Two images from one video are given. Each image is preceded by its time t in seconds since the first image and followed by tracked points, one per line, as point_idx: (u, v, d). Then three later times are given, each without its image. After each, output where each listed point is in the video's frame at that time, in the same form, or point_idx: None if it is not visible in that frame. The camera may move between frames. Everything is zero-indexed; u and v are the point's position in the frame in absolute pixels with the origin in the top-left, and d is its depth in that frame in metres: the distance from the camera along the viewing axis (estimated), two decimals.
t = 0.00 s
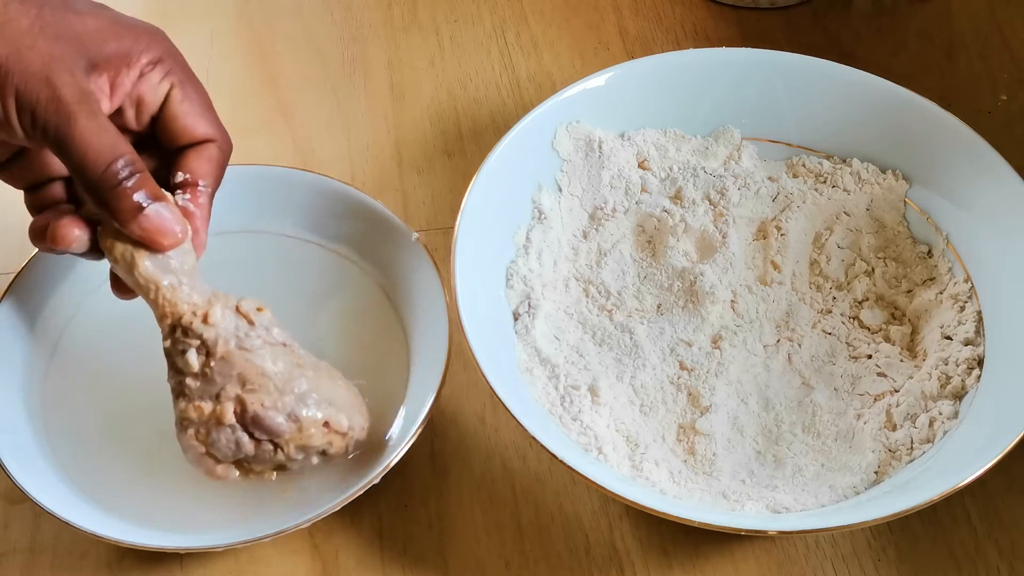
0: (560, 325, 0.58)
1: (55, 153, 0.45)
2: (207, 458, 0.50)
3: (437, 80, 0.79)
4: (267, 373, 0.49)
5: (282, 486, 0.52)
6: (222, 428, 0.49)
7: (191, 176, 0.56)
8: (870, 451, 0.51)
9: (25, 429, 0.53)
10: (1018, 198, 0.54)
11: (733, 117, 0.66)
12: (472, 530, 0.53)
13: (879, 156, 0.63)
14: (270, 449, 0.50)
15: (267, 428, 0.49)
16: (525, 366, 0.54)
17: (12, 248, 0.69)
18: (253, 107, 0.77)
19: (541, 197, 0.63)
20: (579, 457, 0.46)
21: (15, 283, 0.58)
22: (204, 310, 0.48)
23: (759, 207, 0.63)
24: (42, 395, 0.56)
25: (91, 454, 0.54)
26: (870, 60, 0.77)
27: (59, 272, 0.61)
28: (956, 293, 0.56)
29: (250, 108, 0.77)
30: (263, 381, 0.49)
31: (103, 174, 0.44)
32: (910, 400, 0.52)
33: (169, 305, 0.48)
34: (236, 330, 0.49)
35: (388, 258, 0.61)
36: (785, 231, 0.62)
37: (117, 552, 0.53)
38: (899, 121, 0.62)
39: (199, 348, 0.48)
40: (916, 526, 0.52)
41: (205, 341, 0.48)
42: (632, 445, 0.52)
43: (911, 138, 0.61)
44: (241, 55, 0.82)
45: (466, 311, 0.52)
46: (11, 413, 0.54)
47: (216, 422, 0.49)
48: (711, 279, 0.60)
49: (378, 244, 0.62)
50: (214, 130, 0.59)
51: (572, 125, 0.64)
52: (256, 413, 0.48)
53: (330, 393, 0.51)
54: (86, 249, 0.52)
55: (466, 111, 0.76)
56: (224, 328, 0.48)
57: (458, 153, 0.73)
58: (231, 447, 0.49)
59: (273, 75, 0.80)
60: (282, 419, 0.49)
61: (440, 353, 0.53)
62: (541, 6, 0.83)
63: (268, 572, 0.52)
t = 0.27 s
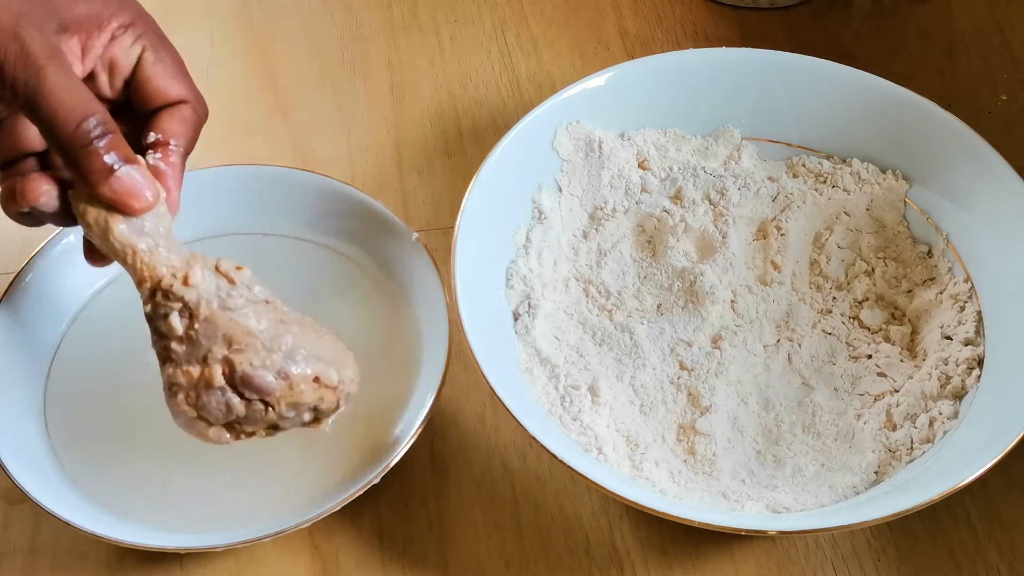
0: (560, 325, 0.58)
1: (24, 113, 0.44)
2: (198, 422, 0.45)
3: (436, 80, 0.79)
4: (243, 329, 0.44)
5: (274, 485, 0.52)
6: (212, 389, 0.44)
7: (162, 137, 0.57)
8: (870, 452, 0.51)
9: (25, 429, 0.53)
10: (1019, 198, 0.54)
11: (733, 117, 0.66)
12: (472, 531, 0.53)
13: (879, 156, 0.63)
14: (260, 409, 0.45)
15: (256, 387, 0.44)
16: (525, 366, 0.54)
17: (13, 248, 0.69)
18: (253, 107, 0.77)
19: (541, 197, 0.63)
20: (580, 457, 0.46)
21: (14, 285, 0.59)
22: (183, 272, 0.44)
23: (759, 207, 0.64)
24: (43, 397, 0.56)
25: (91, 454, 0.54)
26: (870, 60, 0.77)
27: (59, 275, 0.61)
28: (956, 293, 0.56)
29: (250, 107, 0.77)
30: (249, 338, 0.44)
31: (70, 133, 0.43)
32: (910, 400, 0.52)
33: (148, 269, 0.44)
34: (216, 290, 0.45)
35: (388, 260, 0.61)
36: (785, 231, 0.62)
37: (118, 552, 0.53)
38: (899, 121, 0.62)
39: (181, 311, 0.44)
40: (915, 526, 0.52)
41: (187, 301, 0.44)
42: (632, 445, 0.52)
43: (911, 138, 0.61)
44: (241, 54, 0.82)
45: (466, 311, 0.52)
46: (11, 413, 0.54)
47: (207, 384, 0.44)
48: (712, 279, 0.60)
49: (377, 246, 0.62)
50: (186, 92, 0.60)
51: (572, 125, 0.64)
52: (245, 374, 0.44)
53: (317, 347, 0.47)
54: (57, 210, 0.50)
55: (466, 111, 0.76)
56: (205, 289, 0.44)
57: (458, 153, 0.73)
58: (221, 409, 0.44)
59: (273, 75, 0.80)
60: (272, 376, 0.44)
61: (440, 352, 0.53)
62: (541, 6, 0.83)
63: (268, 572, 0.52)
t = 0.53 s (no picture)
0: (561, 325, 0.58)
1: None
2: (119, 276, 0.35)
3: (436, 80, 0.79)
4: (208, 219, 0.33)
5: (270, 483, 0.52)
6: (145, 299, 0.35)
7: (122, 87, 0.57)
8: (870, 452, 0.51)
9: (25, 429, 0.53)
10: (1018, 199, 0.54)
11: (733, 117, 0.66)
12: (472, 531, 0.53)
13: (879, 156, 0.63)
14: (183, 250, 0.33)
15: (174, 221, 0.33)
16: (525, 365, 0.54)
17: (13, 248, 0.69)
18: (254, 107, 0.77)
19: (541, 196, 0.63)
20: (579, 457, 0.46)
21: (14, 284, 0.59)
22: (84, 109, 0.35)
23: (759, 207, 0.64)
24: (43, 398, 0.56)
25: (91, 454, 0.54)
26: (870, 61, 0.77)
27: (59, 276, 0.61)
28: (956, 293, 0.56)
29: (250, 107, 0.77)
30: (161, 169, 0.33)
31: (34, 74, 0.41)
32: (910, 400, 0.52)
33: (40, 109, 0.36)
34: (121, 122, 0.35)
35: (387, 259, 0.61)
36: (785, 231, 0.62)
37: (118, 552, 0.53)
38: (899, 121, 0.62)
39: (83, 156, 0.34)
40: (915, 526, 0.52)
41: (136, 189, 0.33)
42: (632, 445, 0.52)
43: (911, 138, 0.61)
44: (241, 54, 0.82)
45: (466, 311, 0.52)
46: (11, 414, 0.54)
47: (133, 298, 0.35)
48: (711, 279, 0.60)
49: (377, 245, 0.62)
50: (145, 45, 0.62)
51: (572, 125, 0.64)
52: (157, 203, 0.33)
53: (247, 175, 0.36)
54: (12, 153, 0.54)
55: (466, 111, 0.76)
56: (105, 126, 0.35)
57: (458, 153, 0.73)
58: (138, 252, 0.33)
59: (273, 75, 0.80)
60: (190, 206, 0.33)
61: (440, 352, 0.53)
62: (541, 6, 0.84)
63: (268, 573, 0.52)
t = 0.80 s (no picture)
0: (561, 325, 0.58)
1: None
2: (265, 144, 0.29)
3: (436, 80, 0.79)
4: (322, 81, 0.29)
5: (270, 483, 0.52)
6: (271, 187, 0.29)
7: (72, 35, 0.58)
8: (870, 452, 0.51)
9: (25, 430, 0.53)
10: (1019, 199, 0.54)
11: (733, 117, 0.66)
12: (472, 530, 0.53)
13: (879, 156, 0.63)
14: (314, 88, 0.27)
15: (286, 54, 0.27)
16: (525, 365, 0.54)
17: (13, 248, 0.69)
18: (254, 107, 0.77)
19: (541, 197, 0.63)
20: (579, 457, 0.46)
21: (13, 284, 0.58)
22: None
23: (759, 207, 0.64)
24: (43, 399, 0.56)
25: (91, 454, 0.54)
26: (870, 61, 0.77)
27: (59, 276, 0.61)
28: (956, 293, 0.56)
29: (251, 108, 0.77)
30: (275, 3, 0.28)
31: None
32: (910, 400, 0.52)
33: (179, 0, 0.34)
34: None
35: (387, 259, 0.61)
36: (785, 231, 0.62)
37: (118, 552, 0.53)
38: (900, 121, 0.62)
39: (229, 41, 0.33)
40: (915, 526, 0.52)
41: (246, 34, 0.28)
42: (632, 445, 0.52)
43: (911, 138, 0.61)
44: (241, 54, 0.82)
45: (466, 311, 0.52)
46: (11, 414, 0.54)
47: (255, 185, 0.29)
48: (711, 279, 0.60)
49: (377, 245, 0.62)
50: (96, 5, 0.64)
51: (572, 125, 0.64)
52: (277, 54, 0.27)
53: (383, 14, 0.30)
54: None
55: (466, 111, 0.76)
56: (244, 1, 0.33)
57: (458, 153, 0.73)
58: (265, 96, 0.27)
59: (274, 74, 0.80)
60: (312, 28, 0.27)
61: (439, 352, 0.53)
62: (541, 6, 0.83)
63: (268, 572, 0.52)
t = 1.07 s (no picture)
0: (561, 326, 0.58)
1: None
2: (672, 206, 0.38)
3: (437, 80, 0.79)
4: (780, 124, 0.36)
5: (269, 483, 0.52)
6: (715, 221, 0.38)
7: None
8: (870, 452, 0.51)
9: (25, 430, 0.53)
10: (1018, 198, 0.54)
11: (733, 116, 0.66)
12: (472, 530, 0.53)
13: (879, 156, 0.63)
14: (756, 156, 0.37)
15: (747, 125, 0.36)
16: (525, 365, 0.54)
17: (13, 248, 0.69)
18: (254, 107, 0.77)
19: (541, 197, 0.63)
20: (580, 457, 0.46)
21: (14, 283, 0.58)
22: (618, 35, 0.37)
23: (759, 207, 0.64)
24: (43, 398, 0.56)
25: (90, 454, 0.54)
26: (869, 61, 0.77)
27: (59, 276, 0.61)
28: (956, 293, 0.56)
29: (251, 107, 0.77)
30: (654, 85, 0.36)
31: None
32: (910, 400, 0.53)
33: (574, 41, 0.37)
34: (656, 46, 0.38)
35: (387, 259, 0.61)
36: (785, 231, 0.62)
37: (118, 552, 0.53)
38: (899, 120, 0.62)
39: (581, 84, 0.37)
40: (914, 526, 0.52)
41: (703, 105, 0.36)
42: (632, 444, 0.52)
43: (910, 137, 0.61)
44: (241, 54, 0.82)
45: (466, 311, 0.52)
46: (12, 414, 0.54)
47: (699, 222, 0.38)
48: (711, 279, 0.60)
49: (376, 245, 0.62)
50: None
51: (571, 125, 0.64)
52: (733, 114, 0.36)
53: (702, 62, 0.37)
54: None
55: (466, 111, 0.76)
56: (643, 48, 0.38)
57: (458, 153, 0.73)
58: (717, 166, 0.36)
59: (274, 74, 0.80)
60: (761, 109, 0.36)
61: (439, 352, 0.53)
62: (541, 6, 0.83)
63: (269, 572, 0.52)
